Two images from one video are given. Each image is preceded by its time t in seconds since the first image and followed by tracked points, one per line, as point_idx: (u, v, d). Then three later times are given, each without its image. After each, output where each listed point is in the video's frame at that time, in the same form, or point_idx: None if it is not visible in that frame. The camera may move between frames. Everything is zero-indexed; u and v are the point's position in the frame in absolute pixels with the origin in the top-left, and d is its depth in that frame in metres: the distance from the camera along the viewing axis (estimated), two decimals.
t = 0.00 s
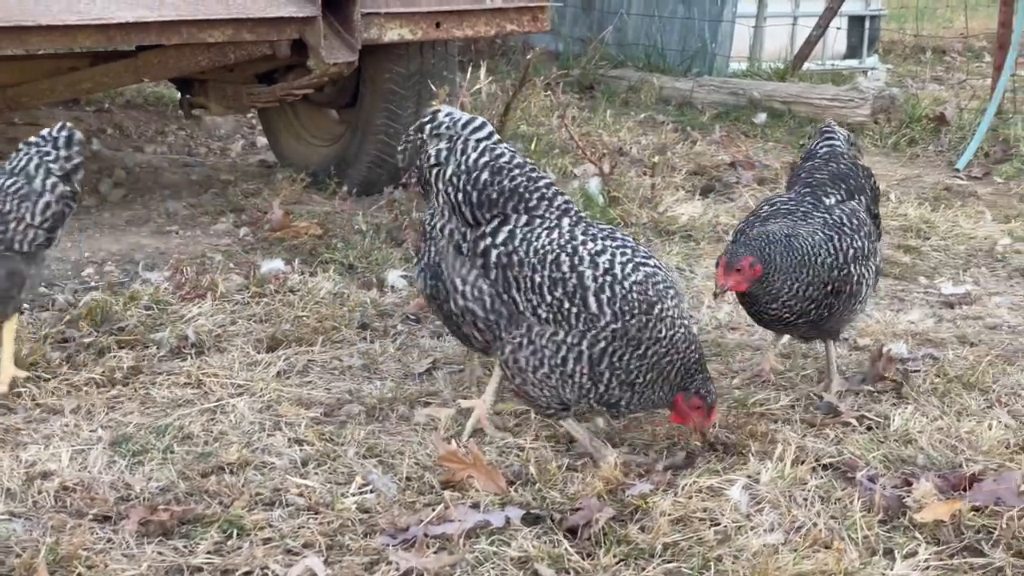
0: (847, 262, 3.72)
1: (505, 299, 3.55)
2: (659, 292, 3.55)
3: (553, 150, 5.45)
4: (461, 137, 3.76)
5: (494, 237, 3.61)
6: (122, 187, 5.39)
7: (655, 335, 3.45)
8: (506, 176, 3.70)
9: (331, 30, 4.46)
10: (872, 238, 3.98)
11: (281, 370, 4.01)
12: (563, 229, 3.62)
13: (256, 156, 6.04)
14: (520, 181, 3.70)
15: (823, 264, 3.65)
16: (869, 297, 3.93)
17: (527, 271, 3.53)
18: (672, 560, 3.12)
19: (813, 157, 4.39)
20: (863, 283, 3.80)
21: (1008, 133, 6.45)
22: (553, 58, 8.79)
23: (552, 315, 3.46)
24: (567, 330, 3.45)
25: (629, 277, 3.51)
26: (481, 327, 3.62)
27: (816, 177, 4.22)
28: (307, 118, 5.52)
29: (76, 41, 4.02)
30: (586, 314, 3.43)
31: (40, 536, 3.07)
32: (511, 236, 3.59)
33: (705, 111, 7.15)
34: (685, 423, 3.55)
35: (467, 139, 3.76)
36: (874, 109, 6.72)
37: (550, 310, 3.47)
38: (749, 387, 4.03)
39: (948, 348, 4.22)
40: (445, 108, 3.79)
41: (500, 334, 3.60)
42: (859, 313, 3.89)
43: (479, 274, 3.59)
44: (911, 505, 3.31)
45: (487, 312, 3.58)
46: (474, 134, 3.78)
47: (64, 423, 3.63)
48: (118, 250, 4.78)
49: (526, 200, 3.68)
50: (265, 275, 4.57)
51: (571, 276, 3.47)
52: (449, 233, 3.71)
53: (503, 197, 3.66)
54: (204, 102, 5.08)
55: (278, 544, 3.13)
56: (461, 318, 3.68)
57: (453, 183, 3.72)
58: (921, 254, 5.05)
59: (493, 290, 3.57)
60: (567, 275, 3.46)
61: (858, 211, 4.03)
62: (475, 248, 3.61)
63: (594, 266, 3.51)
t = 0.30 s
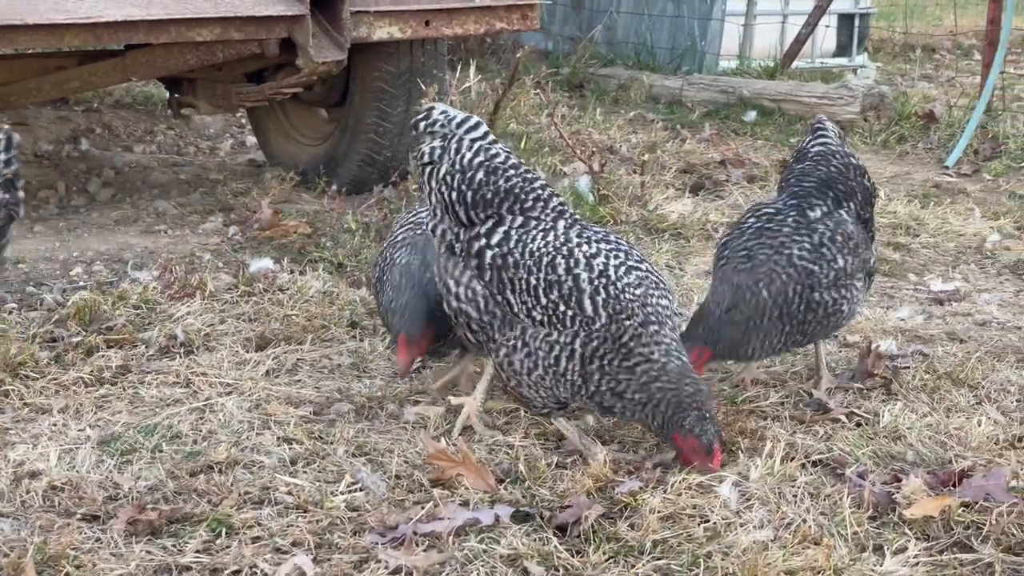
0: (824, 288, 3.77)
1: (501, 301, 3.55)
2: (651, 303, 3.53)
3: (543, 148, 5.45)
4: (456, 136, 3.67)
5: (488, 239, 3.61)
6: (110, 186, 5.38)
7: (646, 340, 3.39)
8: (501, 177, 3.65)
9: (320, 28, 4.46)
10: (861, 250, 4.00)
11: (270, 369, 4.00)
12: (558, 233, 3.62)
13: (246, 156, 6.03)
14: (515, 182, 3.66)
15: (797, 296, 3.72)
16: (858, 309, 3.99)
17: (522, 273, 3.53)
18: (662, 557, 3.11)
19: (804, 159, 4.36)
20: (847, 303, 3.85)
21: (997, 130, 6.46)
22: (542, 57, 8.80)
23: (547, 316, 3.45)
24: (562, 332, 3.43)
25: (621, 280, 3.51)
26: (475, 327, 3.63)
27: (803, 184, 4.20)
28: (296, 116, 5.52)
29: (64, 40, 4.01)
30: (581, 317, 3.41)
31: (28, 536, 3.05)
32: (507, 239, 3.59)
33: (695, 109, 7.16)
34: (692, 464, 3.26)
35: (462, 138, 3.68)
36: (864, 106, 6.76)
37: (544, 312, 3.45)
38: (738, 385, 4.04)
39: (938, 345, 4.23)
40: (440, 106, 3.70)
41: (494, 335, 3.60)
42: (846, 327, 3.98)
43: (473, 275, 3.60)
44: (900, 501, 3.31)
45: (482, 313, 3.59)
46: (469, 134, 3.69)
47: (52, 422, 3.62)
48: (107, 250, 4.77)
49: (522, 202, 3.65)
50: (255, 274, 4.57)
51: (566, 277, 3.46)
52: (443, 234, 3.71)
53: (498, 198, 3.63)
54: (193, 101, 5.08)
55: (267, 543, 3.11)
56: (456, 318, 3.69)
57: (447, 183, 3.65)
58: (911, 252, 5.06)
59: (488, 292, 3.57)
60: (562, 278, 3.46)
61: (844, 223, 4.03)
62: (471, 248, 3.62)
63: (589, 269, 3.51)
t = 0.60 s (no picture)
0: (784, 275, 3.76)
1: (501, 301, 3.53)
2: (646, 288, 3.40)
3: (534, 146, 5.45)
4: (460, 133, 3.66)
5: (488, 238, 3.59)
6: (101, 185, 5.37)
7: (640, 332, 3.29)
8: (503, 175, 3.63)
9: (311, 26, 4.47)
10: (828, 241, 3.99)
11: (260, 367, 4.00)
12: (559, 231, 3.57)
13: (237, 155, 6.03)
14: (518, 181, 3.63)
15: (754, 282, 3.73)
16: (829, 301, 3.96)
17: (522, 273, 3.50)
18: (653, 554, 3.10)
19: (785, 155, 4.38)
20: (812, 292, 3.82)
21: (988, 127, 6.47)
22: (534, 56, 8.80)
23: (547, 316, 3.41)
24: (562, 332, 3.39)
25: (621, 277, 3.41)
26: (474, 327, 3.62)
27: (772, 178, 4.24)
28: (286, 114, 5.49)
29: (54, 38, 3.99)
30: (581, 317, 3.36)
31: (17, 535, 3.04)
32: (507, 237, 3.56)
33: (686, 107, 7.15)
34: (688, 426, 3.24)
35: (466, 136, 3.67)
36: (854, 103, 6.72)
37: (544, 312, 3.42)
38: (730, 382, 4.04)
39: (929, 341, 4.24)
40: (448, 100, 3.68)
41: (493, 334, 3.58)
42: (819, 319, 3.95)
43: (473, 275, 3.59)
44: (891, 497, 3.31)
45: (481, 312, 3.57)
46: (474, 131, 3.69)
47: (41, 420, 3.61)
48: (97, 248, 4.75)
49: (523, 201, 3.62)
50: (245, 273, 4.57)
51: (566, 278, 3.40)
52: (444, 232, 3.71)
53: (500, 196, 3.61)
54: (183, 100, 5.08)
55: (257, 541, 3.10)
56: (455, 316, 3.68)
57: (449, 180, 3.65)
58: (902, 248, 5.07)
59: (488, 291, 3.56)
60: (562, 277, 3.41)
61: (809, 213, 4.04)
62: (471, 247, 3.61)
63: (590, 269, 3.44)
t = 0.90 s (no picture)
0: (777, 263, 3.76)
1: (494, 299, 3.52)
2: (637, 292, 3.36)
3: (527, 143, 5.44)
4: (459, 130, 3.67)
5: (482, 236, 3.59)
6: (93, 183, 5.37)
7: (630, 332, 3.26)
8: (501, 173, 3.63)
9: (303, 23, 4.45)
10: (818, 236, 3.99)
11: (252, 364, 4.01)
12: (554, 230, 3.56)
13: (230, 153, 6.03)
14: (516, 179, 3.64)
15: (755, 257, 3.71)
16: (815, 298, 3.96)
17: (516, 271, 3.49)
18: (646, 550, 3.09)
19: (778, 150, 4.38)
20: (798, 287, 3.83)
21: (980, 123, 6.47)
22: (526, 53, 8.80)
23: (538, 315, 3.40)
24: (552, 330, 3.37)
25: (613, 276, 3.39)
26: (468, 323, 3.63)
27: (763, 172, 4.25)
28: (278, 111, 5.49)
29: (45, 36, 3.98)
30: (570, 316, 3.33)
31: (8, 533, 3.03)
32: (502, 236, 3.56)
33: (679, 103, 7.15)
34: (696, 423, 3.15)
35: (465, 133, 3.67)
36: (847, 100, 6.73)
37: (536, 311, 3.40)
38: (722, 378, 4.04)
39: (921, 337, 4.24)
40: (447, 96, 3.70)
41: (486, 332, 3.59)
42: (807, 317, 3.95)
43: (469, 272, 3.59)
44: (884, 493, 3.30)
45: (475, 309, 3.58)
46: (474, 129, 3.69)
47: (32, 418, 3.60)
48: (89, 247, 4.75)
49: (520, 200, 3.62)
50: (237, 271, 4.57)
51: (558, 276, 3.38)
52: (442, 231, 3.69)
53: (497, 195, 3.61)
54: (175, 97, 5.07)
55: (249, 539, 3.10)
56: (450, 312, 3.69)
57: (448, 177, 3.65)
58: (895, 244, 5.07)
59: (482, 288, 3.55)
60: (554, 275, 3.39)
61: (799, 207, 4.04)
62: (468, 244, 3.61)
63: (581, 267, 3.42)
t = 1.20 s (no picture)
0: (775, 227, 3.75)
1: (491, 306, 3.50)
2: (634, 289, 3.39)
3: (520, 141, 5.44)
4: (458, 136, 3.67)
5: (478, 243, 3.57)
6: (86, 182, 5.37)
7: (623, 320, 3.30)
8: (496, 180, 3.62)
9: (295, 21, 4.45)
10: (810, 213, 4.00)
11: (244, 363, 4.01)
12: (549, 235, 3.54)
13: (223, 151, 6.02)
14: (510, 185, 3.62)
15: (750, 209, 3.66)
16: (814, 273, 3.95)
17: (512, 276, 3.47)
18: (638, 548, 3.09)
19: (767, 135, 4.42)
20: (797, 257, 3.81)
21: (974, 120, 6.47)
22: (519, 51, 8.80)
23: (535, 320, 3.38)
24: (549, 336, 3.36)
25: (605, 276, 3.39)
26: (466, 330, 3.61)
27: (758, 152, 4.30)
28: (273, 111, 5.50)
29: (37, 34, 3.97)
30: (568, 319, 3.33)
31: None
32: (497, 243, 3.54)
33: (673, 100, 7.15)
34: (690, 409, 3.22)
35: (462, 139, 3.67)
36: (839, 97, 6.77)
37: (533, 316, 3.38)
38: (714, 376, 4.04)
39: (914, 334, 4.25)
40: (449, 100, 3.70)
41: (483, 339, 3.56)
42: (797, 296, 3.88)
43: (466, 280, 3.58)
44: (876, 490, 3.30)
45: (472, 316, 3.56)
46: (471, 134, 3.69)
47: (23, 417, 3.59)
48: (81, 245, 4.75)
49: (514, 206, 3.60)
50: (229, 269, 4.58)
51: (552, 280, 3.37)
52: (440, 240, 3.69)
53: (492, 201, 3.59)
54: (167, 96, 5.07)
55: (241, 538, 3.09)
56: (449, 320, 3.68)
57: (446, 186, 3.63)
58: (888, 241, 5.07)
59: (480, 295, 3.54)
60: (549, 280, 3.37)
61: (794, 183, 4.09)
62: (464, 252, 3.59)
63: (575, 270, 3.40)
